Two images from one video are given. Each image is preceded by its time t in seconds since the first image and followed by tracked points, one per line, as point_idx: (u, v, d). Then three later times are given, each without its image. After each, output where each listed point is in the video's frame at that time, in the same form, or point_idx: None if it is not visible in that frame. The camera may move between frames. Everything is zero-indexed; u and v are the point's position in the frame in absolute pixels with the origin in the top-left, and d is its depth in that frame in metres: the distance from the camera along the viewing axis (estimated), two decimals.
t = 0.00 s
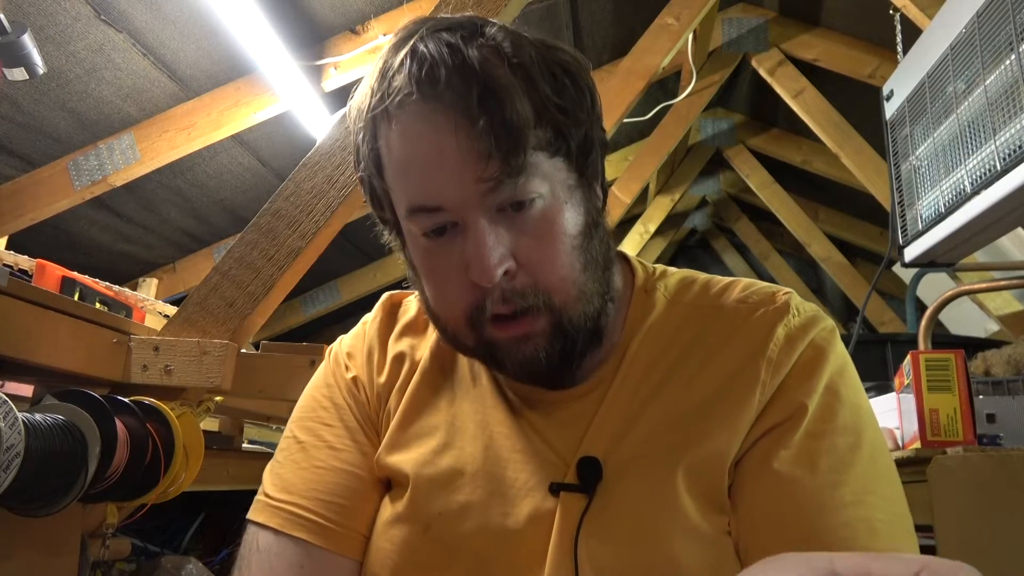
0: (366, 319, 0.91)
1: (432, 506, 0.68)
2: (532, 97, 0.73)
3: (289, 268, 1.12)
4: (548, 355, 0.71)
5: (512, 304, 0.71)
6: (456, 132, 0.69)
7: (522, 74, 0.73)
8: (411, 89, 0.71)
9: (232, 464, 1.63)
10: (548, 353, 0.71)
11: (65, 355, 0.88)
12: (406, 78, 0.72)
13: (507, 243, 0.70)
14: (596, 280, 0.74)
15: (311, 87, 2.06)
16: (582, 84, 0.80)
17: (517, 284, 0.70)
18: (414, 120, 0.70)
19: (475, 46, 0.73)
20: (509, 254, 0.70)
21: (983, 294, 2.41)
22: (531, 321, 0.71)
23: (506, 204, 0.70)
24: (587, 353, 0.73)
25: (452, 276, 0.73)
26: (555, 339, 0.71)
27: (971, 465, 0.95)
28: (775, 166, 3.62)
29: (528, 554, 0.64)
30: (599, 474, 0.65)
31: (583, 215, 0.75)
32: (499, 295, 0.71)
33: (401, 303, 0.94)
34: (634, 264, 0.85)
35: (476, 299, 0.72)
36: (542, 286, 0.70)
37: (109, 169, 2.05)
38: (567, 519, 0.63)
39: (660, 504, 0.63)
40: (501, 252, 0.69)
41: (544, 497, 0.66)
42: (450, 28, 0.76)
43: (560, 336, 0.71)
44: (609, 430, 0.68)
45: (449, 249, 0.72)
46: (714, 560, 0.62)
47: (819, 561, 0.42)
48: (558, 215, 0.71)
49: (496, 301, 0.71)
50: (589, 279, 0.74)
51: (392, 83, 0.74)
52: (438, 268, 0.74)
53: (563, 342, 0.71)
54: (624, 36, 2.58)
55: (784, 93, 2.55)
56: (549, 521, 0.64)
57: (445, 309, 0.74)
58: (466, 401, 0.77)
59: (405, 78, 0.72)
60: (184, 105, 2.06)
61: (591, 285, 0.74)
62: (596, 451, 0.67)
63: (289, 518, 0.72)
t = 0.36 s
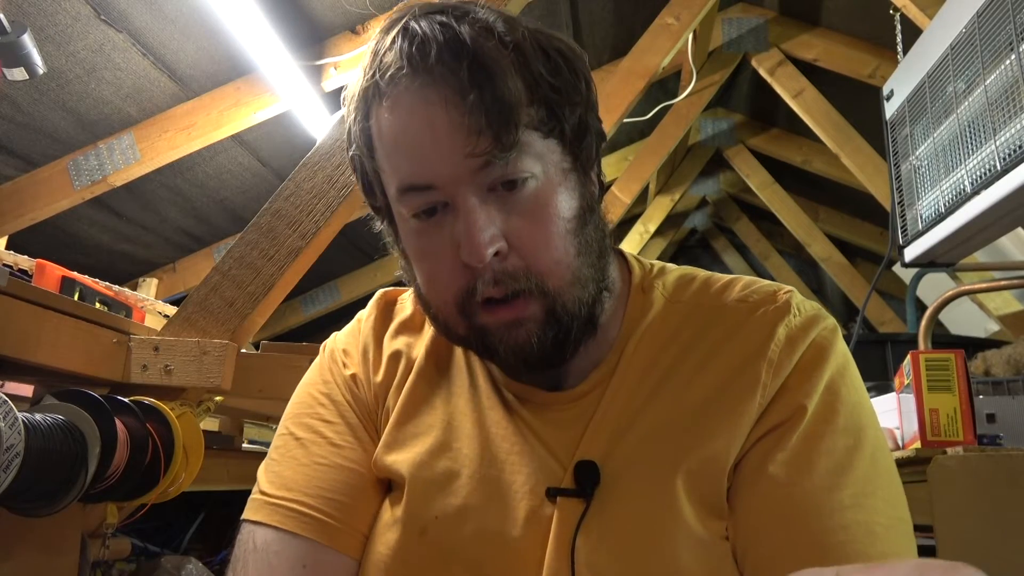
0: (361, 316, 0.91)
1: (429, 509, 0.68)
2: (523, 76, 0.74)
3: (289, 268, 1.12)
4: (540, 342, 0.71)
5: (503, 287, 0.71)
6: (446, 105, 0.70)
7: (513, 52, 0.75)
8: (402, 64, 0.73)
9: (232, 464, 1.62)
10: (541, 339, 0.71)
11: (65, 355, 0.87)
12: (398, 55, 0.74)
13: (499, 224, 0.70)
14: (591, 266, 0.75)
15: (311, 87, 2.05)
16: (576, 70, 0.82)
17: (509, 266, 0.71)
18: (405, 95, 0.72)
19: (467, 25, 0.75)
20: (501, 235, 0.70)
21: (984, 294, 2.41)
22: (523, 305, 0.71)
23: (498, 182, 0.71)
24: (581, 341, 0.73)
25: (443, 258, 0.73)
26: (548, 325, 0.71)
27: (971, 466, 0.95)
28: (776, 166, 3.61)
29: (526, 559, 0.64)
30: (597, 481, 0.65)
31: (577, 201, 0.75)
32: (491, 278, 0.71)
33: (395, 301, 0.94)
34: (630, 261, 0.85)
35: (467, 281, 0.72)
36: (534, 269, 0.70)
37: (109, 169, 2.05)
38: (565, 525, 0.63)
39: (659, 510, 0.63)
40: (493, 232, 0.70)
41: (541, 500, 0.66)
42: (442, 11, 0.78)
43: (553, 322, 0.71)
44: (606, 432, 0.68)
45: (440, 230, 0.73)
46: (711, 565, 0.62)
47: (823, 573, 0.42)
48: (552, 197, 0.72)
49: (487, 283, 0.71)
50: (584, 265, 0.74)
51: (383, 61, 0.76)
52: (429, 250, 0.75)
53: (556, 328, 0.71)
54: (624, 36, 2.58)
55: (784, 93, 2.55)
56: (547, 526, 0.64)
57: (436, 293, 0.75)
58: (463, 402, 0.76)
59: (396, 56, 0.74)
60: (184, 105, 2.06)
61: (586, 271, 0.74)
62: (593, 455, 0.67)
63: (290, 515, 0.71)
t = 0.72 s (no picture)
0: (357, 313, 0.91)
1: (427, 512, 0.68)
2: (517, 65, 0.75)
3: (289, 268, 1.12)
4: (535, 337, 0.70)
5: (496, 278, 0.71)
6: (438, 93, 0.71)
7: (507, 41, 0.75)
8: (394, 51, 0.74)
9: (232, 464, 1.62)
10: (535, 334, 0.71)
11: (65, 355, 0.87)
12: (390, 42, 0.75)
13: (492, 215, 0.70)
14: (588, 259, 0.75)
15: (311, 87, 2.05)
16: (574, 63, 0.82)
17: (502, 257, 0.70)
18: (397, 82, 0.72)
19: (461, 12, 0.76)
20: (494, 225, 0.70)
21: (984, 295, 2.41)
22: (517, 297, 0.71)
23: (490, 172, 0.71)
24: (577, 337, 0.73)
25: (435, 250, 0.74)
26: (542, 318, 0.71)
27: (971, 466, 0.95)
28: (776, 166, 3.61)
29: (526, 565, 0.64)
30: (596, 484, 0.65)
31: (572, 193, 0.76)
32: (483, 269, 0.70)
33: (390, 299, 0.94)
34: (628, 258, 0.85)
35: (459, 273, 0.72)
36: (529, 261, 0.70)
37: (109, 169, 2.04)
38: (563, 530, 0.63)
39: (659, 514, 0.62)
40: (486, 223, 0.70)
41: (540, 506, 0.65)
42: None
43: (548, 316, 0.71)
44: (604, 434, 0.68)
45: (432, 219, 0.74)
46: (710, 567, 0.62)
47: None
48: (546, 188, 0.72)
49: (480, 274, 0.71)
50: (580, 258, 0.74)
51: (375, 48, 0.76)
52: (421, 240, 0.75)
53: (551, 323, 0.71)
54: (624, 36, 2.58)
55: (784, 93, 2.55)
56: (545, 531, 0.64)
57: (428, 286, 0.75)
58: (461, 404, 0.76)
59: (388, 43, 0.75)
60: (184, 105, 2.06)
61: (582, 264, 0.74)
62: (591, 459, 0.67)
63: (292, 511, 0.70)
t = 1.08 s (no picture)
0: (356, 310, 0.91)
1: (426, 513, 0.68)
2: (517, 64, 0.75)
3: (289, 268, 1.12)
4: (532, 337, 0.71)
5: (493, 278, 0.71)
6: (436, 91, 0.70)
7: (506, 39, 0.75)
8: (393, 49, 0.73)
9: (232, 465, 1.63)
10: (532, 333, 0.71)
11: (65, 355, 0.87)
12: (388, 39, 0.74)
13: (490, 214, 0.70)
14: (586, 259, 0.75)
15: (311, 87, 2.05)
16: (574, 61, 0.83)
17: (499, 256, 0.70)
18: (395, 80, 0.72)
19: (460, 9, 0.76)
20: (491, 225, 0.70)
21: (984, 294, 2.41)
22: (514, 297, 0.71)
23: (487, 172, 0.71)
24: (574, 336, 0.74)
25: (432, 248, 0.73)
26: (540, 318, 0.71)
27: (972, 466, 0.95)
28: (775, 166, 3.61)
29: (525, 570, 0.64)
30: (595, 482, 0.65)
31: (571, 192, 0.76)
32: (481, 268, 0.70)
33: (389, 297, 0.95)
34: (628, 258, 0.86)
35: (457, 272, 0.72)
36: (526, 261, 0.70)
37: (110, 170, 2.04)
38: (563, 526, 0.62)
39: (658, 514, 0.63)
40: (483, 222, 0.70)
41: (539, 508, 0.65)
42: None
43: (545, 316, 0.71)
44: (602, 434, 0.68)
45: (429, 219, 0.73)
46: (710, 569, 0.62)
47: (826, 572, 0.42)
48: (545, 188, 0.72)
49: (477, 274, 0.71)
50: (579, 257, 0.74)
51: (374, 45, 0.76)
52: (418, 239, 0.74)
53: (548, 322, 0.71)
54: (624, 36, 2.58)
55: (784, 93, 2.55)
56: (545, 532, 0.64)
57: (424, 284, 0.75)
58: (461, 404, 0.76)
59: (387, 40, 0.74)
60: (184, 105, 2.06)
61: (579, 265, 0.74)
62: (590, 458, 0.67)
63: (297, 504, 0.70)
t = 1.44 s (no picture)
0: (364, 304, 0.93)
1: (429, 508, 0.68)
2: (523, 64, 0.78)
3: (289, 268, 1.12)
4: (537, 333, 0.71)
5: (497, 273, 0.69)
6: (443, 90, 0.70)
7: (510, 44, 0.77)
8: (401, 49, 0.74)
9: (232, 465, 1.63)
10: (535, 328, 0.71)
11: (65, 354, 0.87)
12: (396, 42, 0.75)
13: (495, 211, 0.69)
14: (591, 258, 0.77)
15: (310, 87, 2.05)
16: (578, 61, 0.88)
17: (504, 253, 0.69)
18: (402, 80, 0.72)
19: (467, 12, 0.78)
20: (497, 221, 0.69)
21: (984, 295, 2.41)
22: (518, 294, 0.70)
23: (493, 170, 0.70)
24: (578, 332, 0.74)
25: (438, 246, 0.73)
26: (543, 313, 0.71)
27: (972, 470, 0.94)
28: (776, 166, 3.61)
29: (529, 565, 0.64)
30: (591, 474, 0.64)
31: (573, 192, 0.77)
32: (485, 265, 0.69)
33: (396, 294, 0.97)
34: (631, 258, 0.87)
35: (462, 269, 0.71)
36: (531, 257, 0.70)
37: (109, 169, 2.04)
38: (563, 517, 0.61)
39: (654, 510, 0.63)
40: (489, 219, 0.69)
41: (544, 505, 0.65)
42: None
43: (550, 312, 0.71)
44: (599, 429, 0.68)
45: (436, 218, 0.72)
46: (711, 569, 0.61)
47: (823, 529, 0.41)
48: (547, 187, 0.73)
49: (482, 270, 0.70)
50: (581, 256, 0.75)
51: (383, 46, 0.77)
52: (425, 237, 0.74)
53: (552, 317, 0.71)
54: (624, 36, 2.58)
55: (784, 93, 2.54)
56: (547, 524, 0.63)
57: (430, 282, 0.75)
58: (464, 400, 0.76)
59: (395, 41, 0.75)
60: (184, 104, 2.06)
61: (582, 261, 0.75)
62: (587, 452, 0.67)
63: (315, 481, 0.68)
